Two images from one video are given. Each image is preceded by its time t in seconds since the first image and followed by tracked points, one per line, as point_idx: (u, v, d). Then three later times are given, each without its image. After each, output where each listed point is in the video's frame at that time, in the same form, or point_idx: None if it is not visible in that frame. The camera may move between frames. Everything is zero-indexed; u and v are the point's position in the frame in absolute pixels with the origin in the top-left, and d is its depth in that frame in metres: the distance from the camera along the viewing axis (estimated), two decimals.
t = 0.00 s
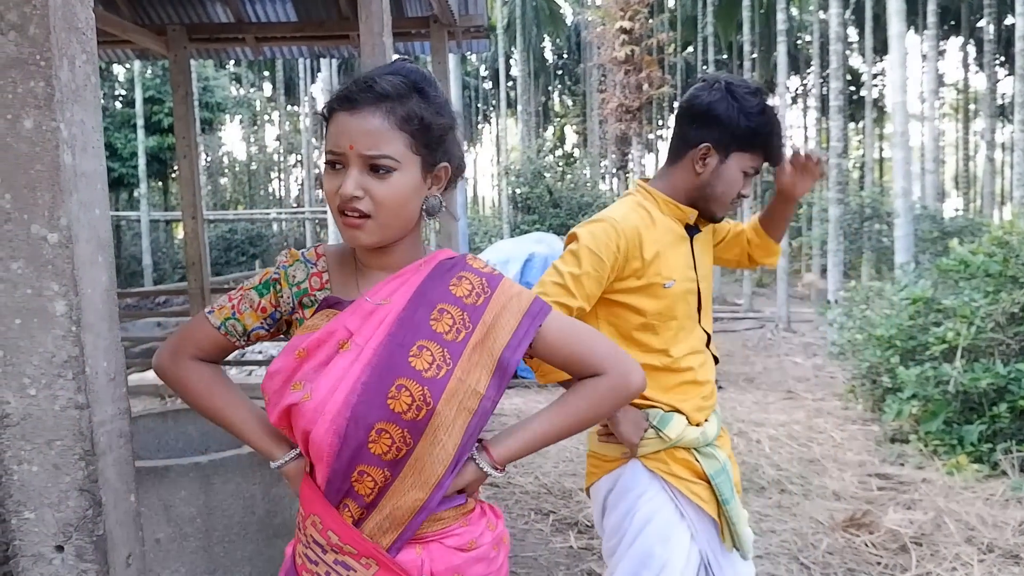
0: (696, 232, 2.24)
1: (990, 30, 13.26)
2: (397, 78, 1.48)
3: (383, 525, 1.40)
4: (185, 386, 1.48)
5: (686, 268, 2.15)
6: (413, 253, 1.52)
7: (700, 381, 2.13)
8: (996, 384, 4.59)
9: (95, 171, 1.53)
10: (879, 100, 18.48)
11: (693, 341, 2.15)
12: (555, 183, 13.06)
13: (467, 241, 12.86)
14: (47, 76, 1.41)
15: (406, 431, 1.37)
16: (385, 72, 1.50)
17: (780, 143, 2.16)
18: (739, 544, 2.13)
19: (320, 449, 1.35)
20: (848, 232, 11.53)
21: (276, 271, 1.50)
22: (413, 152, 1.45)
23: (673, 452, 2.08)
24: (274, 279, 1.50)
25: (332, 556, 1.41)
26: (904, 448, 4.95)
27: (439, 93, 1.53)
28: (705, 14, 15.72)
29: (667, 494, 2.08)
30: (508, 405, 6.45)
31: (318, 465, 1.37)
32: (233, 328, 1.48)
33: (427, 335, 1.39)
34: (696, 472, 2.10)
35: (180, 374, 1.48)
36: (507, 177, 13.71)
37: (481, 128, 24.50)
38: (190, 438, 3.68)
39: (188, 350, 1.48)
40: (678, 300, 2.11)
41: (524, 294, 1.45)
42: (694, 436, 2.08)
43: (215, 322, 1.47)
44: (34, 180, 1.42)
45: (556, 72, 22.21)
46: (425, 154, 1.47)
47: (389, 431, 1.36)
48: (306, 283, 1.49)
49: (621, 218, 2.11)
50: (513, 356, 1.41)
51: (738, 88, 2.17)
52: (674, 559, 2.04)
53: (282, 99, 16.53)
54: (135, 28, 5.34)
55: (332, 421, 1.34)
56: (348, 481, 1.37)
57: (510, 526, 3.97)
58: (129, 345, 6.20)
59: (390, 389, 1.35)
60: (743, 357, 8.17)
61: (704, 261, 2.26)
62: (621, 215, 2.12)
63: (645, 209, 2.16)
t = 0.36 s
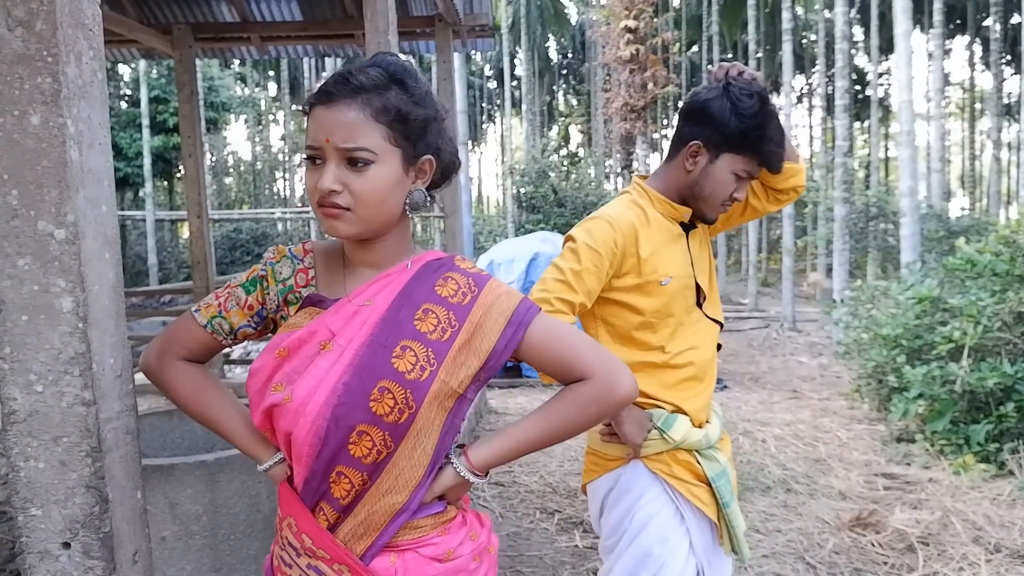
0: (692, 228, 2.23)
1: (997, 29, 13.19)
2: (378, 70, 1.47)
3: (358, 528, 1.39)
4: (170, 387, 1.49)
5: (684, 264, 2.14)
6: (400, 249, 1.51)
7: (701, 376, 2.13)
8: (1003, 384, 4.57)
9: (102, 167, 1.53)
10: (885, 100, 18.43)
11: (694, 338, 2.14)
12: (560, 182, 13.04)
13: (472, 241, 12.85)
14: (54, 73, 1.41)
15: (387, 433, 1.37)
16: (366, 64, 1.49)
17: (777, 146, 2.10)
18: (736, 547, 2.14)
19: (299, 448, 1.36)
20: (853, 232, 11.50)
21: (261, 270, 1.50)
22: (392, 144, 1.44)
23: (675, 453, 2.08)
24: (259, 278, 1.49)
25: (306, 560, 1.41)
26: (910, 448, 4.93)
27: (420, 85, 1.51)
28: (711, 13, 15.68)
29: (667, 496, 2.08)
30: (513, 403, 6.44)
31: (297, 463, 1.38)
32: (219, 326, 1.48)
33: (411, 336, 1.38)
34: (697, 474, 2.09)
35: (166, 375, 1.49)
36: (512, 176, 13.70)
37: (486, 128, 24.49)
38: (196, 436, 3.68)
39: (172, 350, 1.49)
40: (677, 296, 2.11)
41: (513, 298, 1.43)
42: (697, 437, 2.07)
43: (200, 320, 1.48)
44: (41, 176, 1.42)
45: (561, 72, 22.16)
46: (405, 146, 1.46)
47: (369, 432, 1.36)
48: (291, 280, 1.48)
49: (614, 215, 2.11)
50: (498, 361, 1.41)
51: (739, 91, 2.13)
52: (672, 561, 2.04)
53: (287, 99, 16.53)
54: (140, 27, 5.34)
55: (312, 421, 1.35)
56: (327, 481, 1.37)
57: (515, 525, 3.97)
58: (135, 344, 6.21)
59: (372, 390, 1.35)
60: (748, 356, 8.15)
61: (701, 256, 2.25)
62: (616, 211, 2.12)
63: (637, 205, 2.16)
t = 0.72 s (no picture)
0: (695, 229, 2.21)
1: (1001, 29, 13.16)
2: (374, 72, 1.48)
3: (358, 530, 1.38)
4: (165, 384, 1.47)
5: (684, 266, 2.14)
6: (400, 250, 1.51)
7: (704, 378, 2.12)
8: (1006, 385, 4.56)
9: (108, 166, 1.53)
10: (888, 100, 18.41)
11: (696, 339, 2.13)
12: (563, 182, 13.03)
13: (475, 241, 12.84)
14: (60, 72, 1.41)
15: (391, 433, 1.37)
16: (363, 67, 1.49)
17: (779, 146, 2.08)
18: (737, 551, 2.13)
19: (300, 448, 1.35)
20: (856, 232, 11.48)
21: (260, 267, 1.49)
22: (391, 145, 1.44)
23: (673, 455, 2.07)
24: (259, 274, 1.48)
25: (303, 564, 1.39)
26: (913, 449, 4.91)
27: (418, 88, 1.52)
28: (714, 13, 15.67)
29: (665, 498, 2.08)
30: (515, 404, 6.44)
31: (298, 464, 1.36)
32: (216, 324, 1.46)
33: (416, 337, 1.38)
34: (697, 476, 2.09)
35: (163, 372, 1.47)
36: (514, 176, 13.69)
37: (488, 127, 24.48)
38: (199, 435, 3.68)
39: (169, 348, 1.48)
40: (676, 297, 2.10)
41: (516, 299, 1.46)
42: (697, 438, 2.06)
43: (198, 318, 1.45)
44: (47, 176, 1.43)
45: (564, 72, 22.14)
46: (404, 148, 1.46)
47: (373, 431, 1.36)
48: (292, 277, 1.48)
49: (611, 217, 2.11)
50: (504, 362, 1.43)
51: (741, 90, 2.11)
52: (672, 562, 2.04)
53: (290, 98, 16.53)
54: (144, 26, 5.35)
55: (316, 420, 1.33)
56: (326, 482, 1.36)
57: (517, 525, 3.96)
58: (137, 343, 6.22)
59: (377, 389, 1.35)
60: (751, 357, 8.13)
61: (706, 257, 2.23)
62: (612, 213, 2.12)
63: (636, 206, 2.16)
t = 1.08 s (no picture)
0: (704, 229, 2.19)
1: (1002, 31, 13.16)
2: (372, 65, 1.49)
3: (398, 521, 1.40)
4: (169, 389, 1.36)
5: (686, 267, 2.12)
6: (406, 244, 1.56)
7: (705, 381, 2.09)
8: (1008, 387, 4.56)
9: (110, 166, 1.54)
10: (889, 101, 18.40)
11: (699, 340, 2.11)
12: (563, 184, 13.04)
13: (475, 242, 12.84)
14: (63, 71, 1.41)
15: (427, 421, 1.40)
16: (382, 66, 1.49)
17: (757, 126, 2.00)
18: (738, 557, 2.09)
19: (343, 444, 1.34)
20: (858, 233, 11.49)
21: (268, 254, 1.41)
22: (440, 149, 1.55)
23: (668, 453, 2.07)
24: (272, 262, 1.41)
25: (343, 563, 1.39)
26: (914, 450, 4.90)
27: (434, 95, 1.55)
28: (714, 15, 15.66)
29: (661, 496, 2.08)
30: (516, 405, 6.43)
31: (337, 462, 1.35)
32: (222, 318, 1.37)
33: (444, 328, 1.41)
34: (694, 476, 2.08)
35: (162, 377, 1.36)
36: (515, 177, 13.69)
37: (489, 129, 24.48)
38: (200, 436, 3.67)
39: (165, 351, 1.36)
40: (674, 297, 2.08)
41: (512, 287, 1.52)
42: (692, 438, 2.05)
43: (201, 314, 1.36)
44: (49, 175, 1.43)
45: (564, 73, 22.13)
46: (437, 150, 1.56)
47: (412, 421, 1.38)
48: (307, 264, 1.42)
49: (609, 214, 2.13)
50: (507, 348, 1.49)
51: (725, 76, 2.08)
52: (666, 559, 2.05)
53: (291, 100, 16.54)
54: (146, 28, 5.36)
55: (360, 413, 1.34)
56: (366, 475, 1.37)
57: (518, 525, 3.96)
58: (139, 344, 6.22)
59: (416, 380, 1.37)
60: (752, 359, 8.13)
61: (717, 259, 2.20)
62: (612, 211, 2.13)
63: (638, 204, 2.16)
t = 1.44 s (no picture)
0: (744, 227, 2.13)
1: (1005, 31, 13.12)
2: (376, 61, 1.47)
3: (436, 510, 1.42)
4: (183, 427, 1.15)
5: (717, 261, 2.08)
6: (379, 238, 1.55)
7: (726, 379, 2.05)
8: (1010, 388, 4.54)
9: (111, 163, 1.54)
10: (892, 101, 18.38)
11: (728, 337, 2.06)
12: (565, 183, 13.04)
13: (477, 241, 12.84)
14: (64, 68, 1.41)
15: (449, 408, 1.43)
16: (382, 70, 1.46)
17: (752, 99, 1.99)
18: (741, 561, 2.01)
19: (392, 441, 1.33)
20: (860, 233, 11.48)
21: (260, 272, 1.27)
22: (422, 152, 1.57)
23: (677, 442, 2.08)
24: (267, 280, 1.27)
25: (402, 565, 1.37)
26: (916, 451, 4.89)
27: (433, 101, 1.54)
28: (717, 13, 15.63)
29: (668, 484, 2.11)
30: (517, 403, 6.43)
31: (387, 463, 1.33)
32: (224, 345, 1.22)
33: (442, 321, 1.44)
34: (699, 468, 2.07)
35: (169, 414, 1.15)
36: (517, 176, 13.68)
37: (491, 128, 24.47)
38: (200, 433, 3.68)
39: (167, 384, 1.16)
40: (700, 290, 2.06)
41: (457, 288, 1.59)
42: (700, 431, 2.04)
43: (202, 344, 1.19)
44: (50, 171, 1.43)
45: (567, 72, 22.09)
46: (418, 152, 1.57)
47: (439, 411, 1.40)
48: (304, 277, 1.32)
49: (643, 204, 2.14)
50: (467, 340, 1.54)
51: (735, 62, 2.10)
52: (668, 547, 2.06)
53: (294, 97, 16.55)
54: (149, 25, 5.36)
55: (407, 409, 1.33)
56: (411, 472, 1.36)
57: (518, 524, 3.96)
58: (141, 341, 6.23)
59: (440, 370, 1.39)
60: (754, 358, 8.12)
61: (760, 259, 2.12)
62: (645, 203, 2.13)
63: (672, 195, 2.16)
